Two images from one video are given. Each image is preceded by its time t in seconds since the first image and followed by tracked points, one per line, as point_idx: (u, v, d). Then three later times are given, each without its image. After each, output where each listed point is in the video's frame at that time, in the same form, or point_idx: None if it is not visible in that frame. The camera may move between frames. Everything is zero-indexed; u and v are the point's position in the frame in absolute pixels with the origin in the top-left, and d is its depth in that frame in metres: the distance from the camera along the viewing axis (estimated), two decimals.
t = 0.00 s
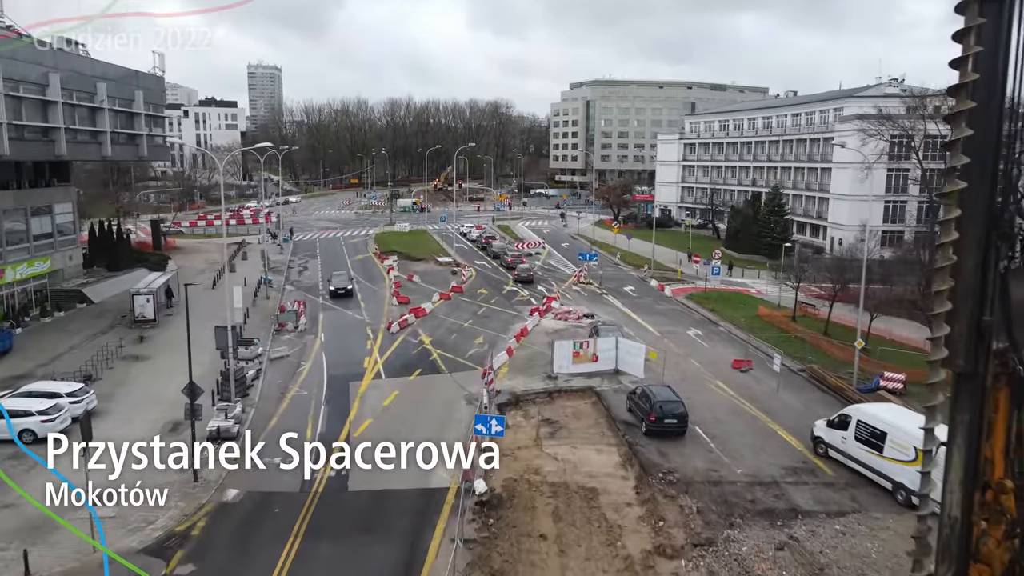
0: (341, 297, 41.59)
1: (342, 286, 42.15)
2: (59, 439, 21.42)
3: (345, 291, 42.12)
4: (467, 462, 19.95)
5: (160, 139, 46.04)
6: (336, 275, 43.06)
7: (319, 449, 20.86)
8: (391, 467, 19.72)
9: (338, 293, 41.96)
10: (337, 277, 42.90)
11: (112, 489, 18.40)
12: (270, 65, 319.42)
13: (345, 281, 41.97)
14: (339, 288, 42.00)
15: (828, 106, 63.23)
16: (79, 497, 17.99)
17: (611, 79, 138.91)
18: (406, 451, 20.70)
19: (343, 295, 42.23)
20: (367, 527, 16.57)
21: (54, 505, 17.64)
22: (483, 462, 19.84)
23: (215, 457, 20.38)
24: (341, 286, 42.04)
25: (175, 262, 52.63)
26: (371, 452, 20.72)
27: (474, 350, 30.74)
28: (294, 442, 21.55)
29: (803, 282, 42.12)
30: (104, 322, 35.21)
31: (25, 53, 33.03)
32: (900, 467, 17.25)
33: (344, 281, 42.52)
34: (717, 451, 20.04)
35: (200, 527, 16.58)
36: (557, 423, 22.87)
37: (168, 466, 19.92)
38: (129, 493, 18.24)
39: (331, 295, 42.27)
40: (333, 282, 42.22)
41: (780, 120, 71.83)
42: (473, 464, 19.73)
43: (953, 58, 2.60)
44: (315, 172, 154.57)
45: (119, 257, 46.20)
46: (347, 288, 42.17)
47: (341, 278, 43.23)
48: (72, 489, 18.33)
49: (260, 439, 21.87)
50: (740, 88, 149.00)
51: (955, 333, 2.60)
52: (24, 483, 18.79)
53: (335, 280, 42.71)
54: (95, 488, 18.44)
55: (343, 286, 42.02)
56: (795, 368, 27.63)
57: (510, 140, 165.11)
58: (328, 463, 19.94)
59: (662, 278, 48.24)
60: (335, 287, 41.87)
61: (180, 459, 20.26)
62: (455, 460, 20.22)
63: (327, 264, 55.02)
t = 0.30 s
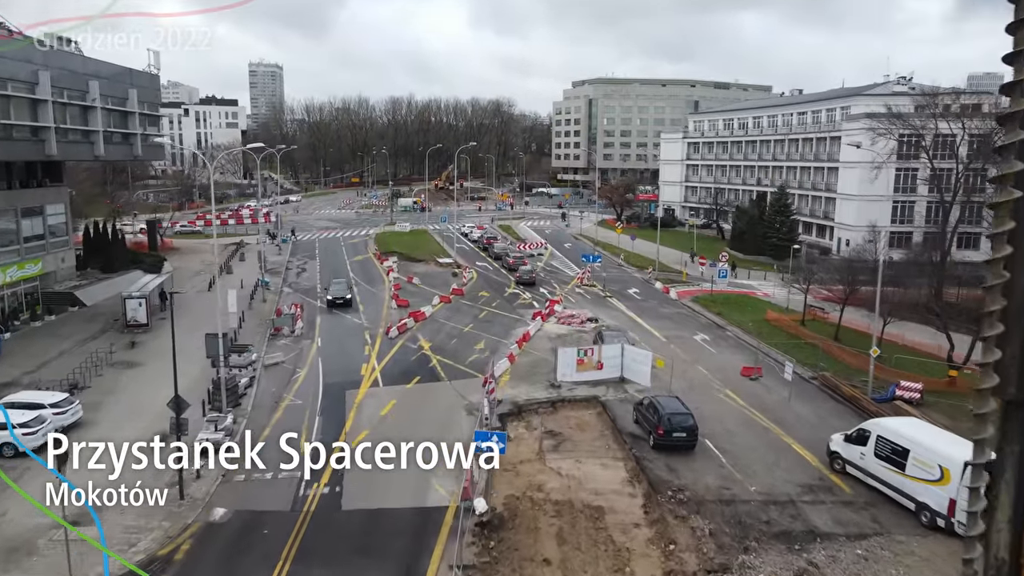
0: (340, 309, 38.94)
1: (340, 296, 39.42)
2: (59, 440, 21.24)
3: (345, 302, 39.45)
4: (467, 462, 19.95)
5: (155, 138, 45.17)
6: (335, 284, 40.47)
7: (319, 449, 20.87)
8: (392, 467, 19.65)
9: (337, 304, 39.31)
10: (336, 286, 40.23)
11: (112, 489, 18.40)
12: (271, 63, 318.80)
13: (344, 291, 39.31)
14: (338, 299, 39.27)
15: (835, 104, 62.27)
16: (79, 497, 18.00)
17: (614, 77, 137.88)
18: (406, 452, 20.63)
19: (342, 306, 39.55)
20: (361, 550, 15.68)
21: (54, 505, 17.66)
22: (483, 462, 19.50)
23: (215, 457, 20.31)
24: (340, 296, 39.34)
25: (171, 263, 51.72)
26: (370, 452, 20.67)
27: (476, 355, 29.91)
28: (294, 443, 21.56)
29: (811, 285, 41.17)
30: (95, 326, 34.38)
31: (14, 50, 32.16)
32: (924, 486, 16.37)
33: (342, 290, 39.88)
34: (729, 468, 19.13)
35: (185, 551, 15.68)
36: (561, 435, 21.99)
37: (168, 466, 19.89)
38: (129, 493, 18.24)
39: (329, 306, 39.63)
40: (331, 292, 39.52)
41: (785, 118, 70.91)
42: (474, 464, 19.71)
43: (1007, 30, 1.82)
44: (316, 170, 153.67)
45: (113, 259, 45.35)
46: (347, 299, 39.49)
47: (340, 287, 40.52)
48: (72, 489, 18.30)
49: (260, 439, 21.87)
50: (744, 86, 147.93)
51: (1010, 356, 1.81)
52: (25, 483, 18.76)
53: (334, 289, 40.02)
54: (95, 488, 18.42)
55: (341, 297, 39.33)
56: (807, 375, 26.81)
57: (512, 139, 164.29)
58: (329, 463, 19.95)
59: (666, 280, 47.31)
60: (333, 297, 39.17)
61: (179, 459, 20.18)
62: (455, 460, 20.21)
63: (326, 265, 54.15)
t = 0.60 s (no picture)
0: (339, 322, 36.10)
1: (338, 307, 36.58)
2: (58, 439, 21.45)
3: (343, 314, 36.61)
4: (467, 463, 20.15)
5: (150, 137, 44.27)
6: (332, 293, 37.88)
7: (319, 449, 20.94)
8: (392, 468, 19.72)
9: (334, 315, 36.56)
10: (333, 295, 37.48)
11: (112, 489, 18.50)
12: (272, 61, 317.93)
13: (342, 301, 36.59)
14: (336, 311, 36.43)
15: (843, 102, 61.33)
16: (79, 497, 18.15)
17: (616, 75, 136.87)
18: (406, 452, 20.75)
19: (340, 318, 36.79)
20: None
21: (54, 505, 17.82)
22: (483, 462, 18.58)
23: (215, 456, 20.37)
24: (337, 307, 36.56)
25: (167, 265, 50.88)
26: (370, 452, 20.80)
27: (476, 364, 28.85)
28: (294, 443, 21.61)
29: (820, 288, 40.26)
30: (86, 331, 33.49)
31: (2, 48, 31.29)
32: (951, 509, 15.42)
33: (340, 301, 37.17)
34: (742, 486, 18.22)
35: None
36: (565, 449, 21.06)
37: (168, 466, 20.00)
38: (129, 493, 18.36)
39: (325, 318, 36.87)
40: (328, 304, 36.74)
41: (792, 117, 69.94)
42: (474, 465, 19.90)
43: None
44: (317, 169, 152.74)
45: (107, 260, 44.47)
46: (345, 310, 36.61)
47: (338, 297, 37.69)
48: (72, 489, 18.44)
49: (259, 439, 21.88)
50: (747, 85, 146.90)
51: None
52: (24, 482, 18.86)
53: (331, 300, 37.16)
54: (96, 488, 18.55)
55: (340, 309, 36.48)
56: (820, 384, 25.89)
57: (514, 137, 163.46)
58: (329, 463, 20.03)
59: (672, 282, 46.34)
60: (330, 309, 36.40)
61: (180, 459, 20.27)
62: (455, 460, 20.40)
63: (325, 266, 53.26)
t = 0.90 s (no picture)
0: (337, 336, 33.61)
1: (335, 319, 34.15)
2: (58, 438, 21.70)
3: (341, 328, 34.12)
4: (468, 462, 20.27)
5: (143, 136, 43.38)
6: (328, 305, 35.44)
7: (319, 449, 21.01)
8: (392, 468, 19.81)
9: (331, 329, 34.07)
10: (328, 307, 35.06)
11: (112, 489, 18.73)
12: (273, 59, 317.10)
13: (339, 313, 34.18)
14: (333, 323, 33.98)
15: (850, 101, 60.44)
16: (79, 497, 18.32)
17: (618, 74, 135.97)
18: (406, 452, 20.86)
19: (338, 331, 34.36)
20: None
21: (55, 505, 17.91)
22: (483, 462, 19.80)
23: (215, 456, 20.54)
24: (334, 320, 34.15)
25: (162, 267, 50.00)
26: (371, 452, 20.88)
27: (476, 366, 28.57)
28: (294, 443, 21.65)
29: (830, 291, 39.30)
30: (77, 335, 32.67)
31: None
32: (981, 535, 14.48)
33: (337, 313, 34.76)
34: (755, 506, 17.29)
35: None
36: (568, 464, 20.11)
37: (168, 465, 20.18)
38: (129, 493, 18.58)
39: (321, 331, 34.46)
40: (323, 316, 34.26)
41: (797, 115, 68.96)
42: (473, 465, 20.01)
43: None
44: (317, 168, 151.79)
45: (100, 262, 43.58)
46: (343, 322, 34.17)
47: (334, 308, 35.26)
48: (73, 489, 18.63)
49: (259, 439, 21.97)
50: (750, 82, 145.83)
51: None
52: (25, 483, 19.06)
53: (327, 313, 34.72)
54: (95, 488, 18.76)
55: (337, 321, 34.04)
56: (832, 394, 24.97)
57: (516, 136, 162.44)
58: (329, 463, 20.09)
59: (676, 285, 45.40)
60: (326, 322, 33.95)
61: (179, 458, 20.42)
62: (455, 460, 20.48)
63: (323, 267, 52.35)
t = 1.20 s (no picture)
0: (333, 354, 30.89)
1: (330, 335, 31.43)
2: (58, 438, 21.84)
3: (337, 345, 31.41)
4: (467, 462, 20.31)
5: (137, 136, 42.48)
6: (323, 320, 32.66)
7: (319, 449, 21.06)
8: (391, 468, 19.86)
9: (326, 346, 31.34)
10: (323, 322, 32.43)
11: (112, 489, 19.02)
12: (274, 57, 316.35)
13: (334, 329, 31.48)
14: (327, 340, 31.26)
15: (857, 99, 59.57)
16: (79, 497, 18.59)
17: (620, 72, 134.97)
18: (406, 452, 20.88)
19: (333, 348, 31.66)
20: None
21: (54, 505, 18.16)
22: (483, 462, 19.77)
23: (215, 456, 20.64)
24: (329, 336, 31.43)
25: (157, 269, 49.10)
26: (371, 452, 20.88)
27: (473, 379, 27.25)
28: (294, 443, 21.73)
29: (840, 295, 38.33)
30: (66, 341, 31.82)
31: None
32: (1015, 566, 13.53)
33: (332, 328, 32.11)
34: (770, 530, 16.38)
35: None
36: (572, 481, 19.15)
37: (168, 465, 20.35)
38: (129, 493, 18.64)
39: (315, 349, 31.71)
40: (317, 332, 31.57)
41: (803, 114, 68.02)
42: (474, 465, 20.08)
43: None
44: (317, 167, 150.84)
45: (92, 264, 42.70)
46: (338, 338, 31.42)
47: (330, 322, 32.59)
48: (73, 489, 18.91)
49: (260, 438, 22.07)
50: (753, 80, 144.79)
51: None
52: (24, 483, 19.27)
53: (321, 328, 32.02)
54: (95, 488, 19.07)
55: (332, 337, 31.32)
56: (847, 406, 24.04)
57: (517, 134, 161.43)
58: (329, 463, 20.16)
59: (681, 288, 44.41)
60: (320, 338, 31.23)
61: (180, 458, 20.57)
62: (455, 460, 20.52)
63: (321, 269, 51.44)
